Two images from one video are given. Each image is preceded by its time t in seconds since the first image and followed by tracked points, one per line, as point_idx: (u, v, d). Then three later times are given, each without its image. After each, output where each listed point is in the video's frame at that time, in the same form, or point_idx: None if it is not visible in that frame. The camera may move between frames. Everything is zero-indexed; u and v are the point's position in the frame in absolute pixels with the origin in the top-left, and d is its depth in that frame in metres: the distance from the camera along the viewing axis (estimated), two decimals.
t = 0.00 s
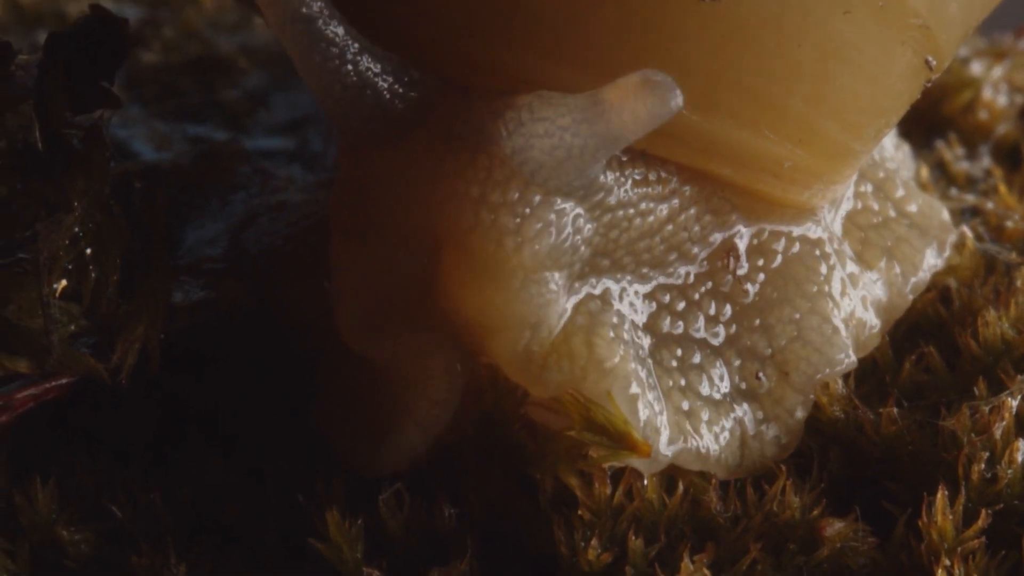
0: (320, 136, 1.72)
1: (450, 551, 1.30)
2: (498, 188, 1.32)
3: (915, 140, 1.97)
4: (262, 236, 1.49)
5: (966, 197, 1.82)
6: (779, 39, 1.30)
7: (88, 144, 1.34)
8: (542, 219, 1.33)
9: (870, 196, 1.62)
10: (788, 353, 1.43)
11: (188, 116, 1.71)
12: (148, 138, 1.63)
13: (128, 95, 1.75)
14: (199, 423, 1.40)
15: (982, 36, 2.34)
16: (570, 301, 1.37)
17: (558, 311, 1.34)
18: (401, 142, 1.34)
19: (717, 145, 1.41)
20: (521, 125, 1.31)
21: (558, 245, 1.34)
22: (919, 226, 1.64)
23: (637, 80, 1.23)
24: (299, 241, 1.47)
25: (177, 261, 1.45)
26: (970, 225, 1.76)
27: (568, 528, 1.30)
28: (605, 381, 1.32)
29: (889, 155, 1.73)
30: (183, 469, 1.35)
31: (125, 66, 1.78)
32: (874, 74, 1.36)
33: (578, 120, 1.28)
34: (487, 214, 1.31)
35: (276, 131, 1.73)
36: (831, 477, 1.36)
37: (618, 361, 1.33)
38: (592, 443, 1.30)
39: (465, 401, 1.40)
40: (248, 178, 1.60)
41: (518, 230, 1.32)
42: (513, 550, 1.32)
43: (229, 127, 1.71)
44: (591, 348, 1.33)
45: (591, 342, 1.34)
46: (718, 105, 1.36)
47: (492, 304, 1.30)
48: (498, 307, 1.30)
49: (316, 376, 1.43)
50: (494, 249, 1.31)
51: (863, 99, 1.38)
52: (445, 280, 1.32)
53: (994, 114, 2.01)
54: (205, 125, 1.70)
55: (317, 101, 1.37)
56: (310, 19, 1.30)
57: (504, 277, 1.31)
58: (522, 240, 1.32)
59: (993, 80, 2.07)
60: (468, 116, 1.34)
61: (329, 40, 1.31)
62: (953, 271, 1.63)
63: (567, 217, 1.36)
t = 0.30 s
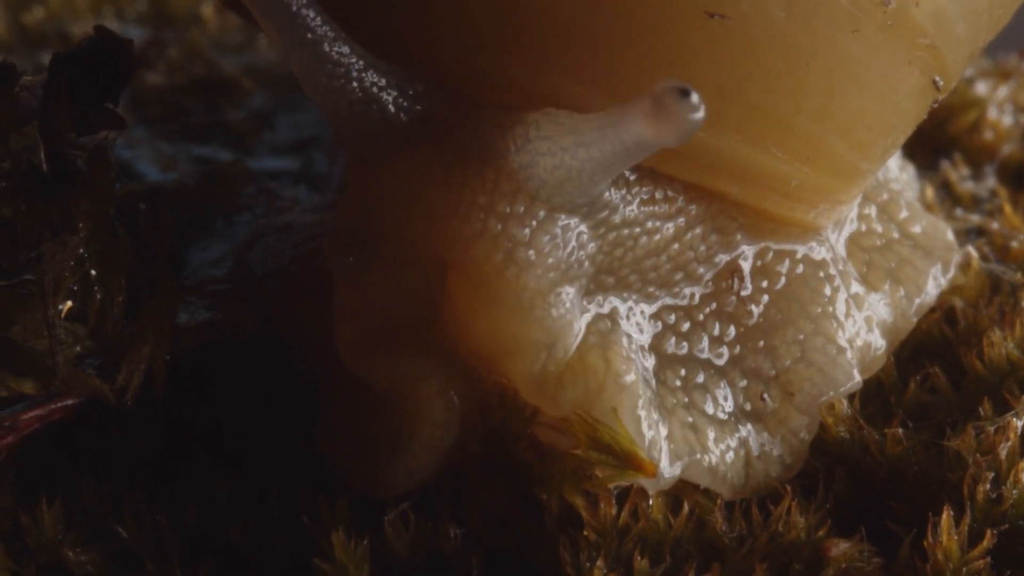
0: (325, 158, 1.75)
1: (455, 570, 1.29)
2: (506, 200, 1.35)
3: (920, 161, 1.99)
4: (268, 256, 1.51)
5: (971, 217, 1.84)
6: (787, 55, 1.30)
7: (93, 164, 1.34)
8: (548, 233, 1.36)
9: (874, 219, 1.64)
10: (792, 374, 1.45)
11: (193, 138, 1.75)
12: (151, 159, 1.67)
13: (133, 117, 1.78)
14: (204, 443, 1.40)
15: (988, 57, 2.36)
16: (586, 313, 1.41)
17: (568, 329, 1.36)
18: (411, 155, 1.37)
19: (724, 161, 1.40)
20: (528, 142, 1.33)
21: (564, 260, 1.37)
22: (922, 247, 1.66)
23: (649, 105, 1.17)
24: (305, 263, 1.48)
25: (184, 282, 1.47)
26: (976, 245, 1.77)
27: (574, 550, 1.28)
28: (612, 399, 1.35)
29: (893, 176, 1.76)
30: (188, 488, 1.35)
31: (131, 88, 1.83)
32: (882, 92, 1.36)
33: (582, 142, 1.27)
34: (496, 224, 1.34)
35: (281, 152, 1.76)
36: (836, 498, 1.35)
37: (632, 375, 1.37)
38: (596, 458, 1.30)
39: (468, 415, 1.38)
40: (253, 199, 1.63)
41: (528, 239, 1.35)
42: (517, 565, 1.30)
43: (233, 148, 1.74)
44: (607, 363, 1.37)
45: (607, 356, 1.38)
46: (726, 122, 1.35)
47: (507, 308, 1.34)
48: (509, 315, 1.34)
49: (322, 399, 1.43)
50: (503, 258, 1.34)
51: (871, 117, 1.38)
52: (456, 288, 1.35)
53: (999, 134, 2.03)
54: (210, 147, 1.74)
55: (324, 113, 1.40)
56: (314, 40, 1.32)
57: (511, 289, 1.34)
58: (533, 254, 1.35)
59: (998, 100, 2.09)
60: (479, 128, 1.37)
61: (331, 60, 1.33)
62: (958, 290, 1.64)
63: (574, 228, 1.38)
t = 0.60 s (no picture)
0: (327, 176, 1.75)
1: None
2: (513, 211, 1.35)
3: (924, 179, 2.00)
4: (270, 274, 1.53)
5: (975, 235, 1.85)
6: (794, 71, 1.30)
7: (96, 183, 1.34)
8: (555, 244, 1.37)
9: (876, 238, 1.65)
10: (796, 392, 1.46)
11: (198, 155, 1.75)
12: (156, 175, 1.66)
13: (134, 133, 1.78)
14: (208, 461, 1.40)
15: (990, 76, 2.37)
16: (594, 330, 1.41)
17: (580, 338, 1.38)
18: (417, 167, 1.36)
19: (729, 175, 1.40)
20: (536, 154, 1.34)
21: (570, 272, 1.38)
22: (925, 265, 1.67)
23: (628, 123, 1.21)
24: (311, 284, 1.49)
25: (188, 299, 1.49)
26: (979, 263, 1.78)
27: (578, 567, 1.28)
28: (614, 416, 1.35)
29: (896, 194, 1.76)
30: (192, 506, 1.35)
31: (134, 107, 1.82)
32: (888, 108, 1.36)
33: (581, 157, 1.30)
34: (504, 233, 1.34)
35: (285, 169, 1.76)
36: (839, 516, 1.35)
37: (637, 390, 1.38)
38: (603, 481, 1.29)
39: (472, 430, 1.38)
40: (256, 217, 1.64)
41: (535, 249, 1.36)
42: None
43: (237, 166, 1.74)
44: (618, 378, 1.38)
45: (620, 373, 1.39)
46: (733, 137, 1.35)
47: (510, 323, 1.34)
48: (516, 326, 1.34)
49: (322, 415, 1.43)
50: (513, 267, 1.34)
51: (877, 132, 1.38)
52: (465, 297, 1.35)
53: (1003, 152, 2.04)
54: (215, 163, 1.74)
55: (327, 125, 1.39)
56: (317, 54, 1.31)
57: (521, 299, 1.34)
58: (541, 263, 1.35)
59: (1001, 118, 2.10)
60: (487, 140, 1.37)
61: (333, 72, 1.32)
62: (961, 308, 1.65)
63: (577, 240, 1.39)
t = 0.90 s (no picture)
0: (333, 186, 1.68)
1: None
2: (519, 220, 1.35)
3: (927, 192, 2.00)
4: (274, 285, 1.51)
5: (978, 248, 1.85)
6: (801, 82, 1.30)
7: (100, 198, 1.34)
8: (561, 253, 1.36)
9: (880, 252, 1.66)
10: (800, 406, 1.46)
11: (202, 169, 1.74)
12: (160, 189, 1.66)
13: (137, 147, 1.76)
14: (213, 475, 1.41)
15: (993, 90, 2.37)
16: (601, 343, 1.41)
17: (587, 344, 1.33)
18: (421, 178, 1.36)
19: (735, 187, 1.40)
20: (542, 166, 1.33)
21: (578, 281, 1.37)
22: (928, 279, 1.68)
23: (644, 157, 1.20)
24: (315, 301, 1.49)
25: (190, 315, 1.47)
26: (983, 276, 1.78)
27: None
28: (614, 429, 1.36)
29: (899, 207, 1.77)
30: (196, 519, 1.37)
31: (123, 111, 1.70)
32: (894, 119, 1.36)
33: (587, 172, 1.29)
34: (511, 240, 1.35)
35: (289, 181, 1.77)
36: (843, 528, 1.34)
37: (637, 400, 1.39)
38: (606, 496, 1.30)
39: (479, 445, 1.39)
40: (259, 232, 1.61)
41: (542, 256, 1.35)
42: None
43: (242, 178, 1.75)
44: (625, 385, 1.40)
45: (628, 380, 1.40)
46: (740, 148, 1.35)
47: (516, 338, 1.36)
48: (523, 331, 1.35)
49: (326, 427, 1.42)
50: (520, 270, 1.34)
51: (883, 144, 1.39)
52: (472, 308, 1.36)
53: (1006, 165, 2.03)
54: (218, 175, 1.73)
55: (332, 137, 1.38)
56: (309, 64, 1.29)
57: (532, 297, 1.33)
58: (548, 269, 1.35)
59: (1005, 131, 2.10)
60: (491, 150, 1.36)
61: (328, 81, 1.30)
62: (965, 320, 1.65)
63: (581, 252, 1.39)
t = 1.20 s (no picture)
0: (337, 199, 1.76)
1: None
2: (519, 229, 1.36)
3: (930, 202, 2.01)
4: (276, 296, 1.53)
5: (982, 258, 1.86)
6: (806, 92, 1.30)
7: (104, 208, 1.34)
8: (561, 262, 1.37)
9: (882, 262, 1.66)
10: (804, 416, 1.48)
11: (205, 180, 1.76)
12: (163, 200, 1.68)
13: (142, 157, 1.79)
14: (215, 483, 1.40)
15: (997, 101, 2.37)
16: (605, 352, 1.42)
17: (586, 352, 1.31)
18: (422, 188, 1.36)
19: (739, 196, 1.40)
20: (544, 176, 1.34)
21: (576, 290, 1.38)
22: (931, 288, 1.68)
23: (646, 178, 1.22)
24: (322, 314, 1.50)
25: (196, 325, 1.50)
26: (986, 285, 1.79)
27: None
28: (618, 440, 1.36)
29: (901, 217, 1.77)
30: (199, 531, 1.34)
31: (144, 130, 1.83)
32: (899, 129, 1.37)
33: (588, 183, 1.30)
34: (511, 248, 1.35)
35: (292, 192, 1.78)
36: (847, 537, 1.35)
37: (644, 413, 1.39)
38: (609, 506, 1.30)
39: (479, 452, 1.39)
40: (263, 241, 1.65)
41: (541, 264, 1.36)
42: None
43: (245, 189, 1.76)
44: (625, 395, 1.39)
45: (628, 391, 1.40)
46: (745, 158, 1.35)
47: (514, 344, 1.35)
48: (524, 339, 1.34)
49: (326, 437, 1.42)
50: (520, 277, 1.34)
51: (887, 154, 1.39)
52: (472, 318, 1.35)
53: (1009, 175, 2.03)
54: (222, 186, 1.76)
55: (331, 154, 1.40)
56: (289, 88, 1.31)
57: (529, 304, 1.33)
58: (548, 276, 1.35)
59: (1008, 141, 2.11)
60: (492, 159, 1.36)
61: (312, 102, 1.32)
62: (968, 330, 1.65)
63: (581, 263, 1.39)
